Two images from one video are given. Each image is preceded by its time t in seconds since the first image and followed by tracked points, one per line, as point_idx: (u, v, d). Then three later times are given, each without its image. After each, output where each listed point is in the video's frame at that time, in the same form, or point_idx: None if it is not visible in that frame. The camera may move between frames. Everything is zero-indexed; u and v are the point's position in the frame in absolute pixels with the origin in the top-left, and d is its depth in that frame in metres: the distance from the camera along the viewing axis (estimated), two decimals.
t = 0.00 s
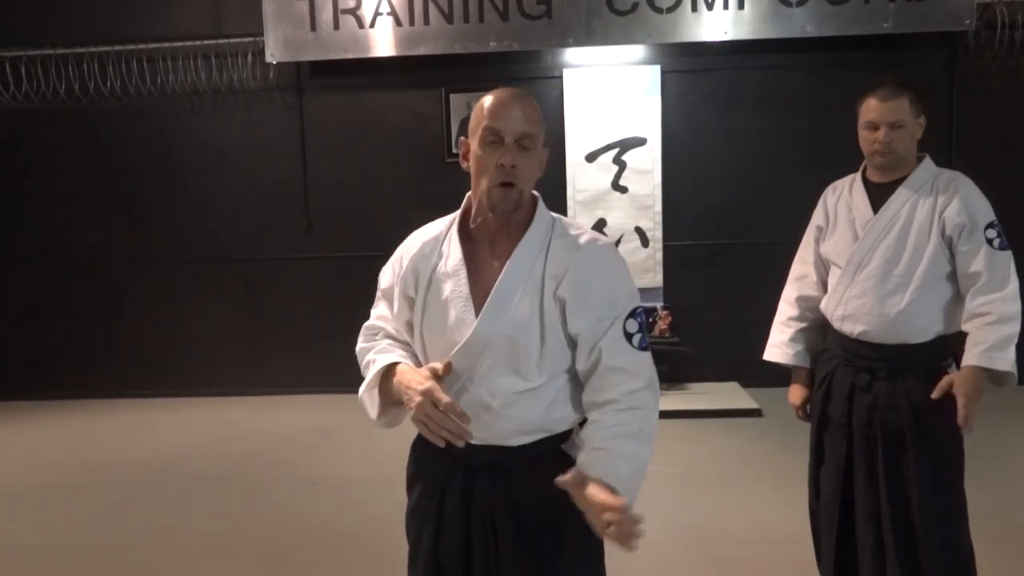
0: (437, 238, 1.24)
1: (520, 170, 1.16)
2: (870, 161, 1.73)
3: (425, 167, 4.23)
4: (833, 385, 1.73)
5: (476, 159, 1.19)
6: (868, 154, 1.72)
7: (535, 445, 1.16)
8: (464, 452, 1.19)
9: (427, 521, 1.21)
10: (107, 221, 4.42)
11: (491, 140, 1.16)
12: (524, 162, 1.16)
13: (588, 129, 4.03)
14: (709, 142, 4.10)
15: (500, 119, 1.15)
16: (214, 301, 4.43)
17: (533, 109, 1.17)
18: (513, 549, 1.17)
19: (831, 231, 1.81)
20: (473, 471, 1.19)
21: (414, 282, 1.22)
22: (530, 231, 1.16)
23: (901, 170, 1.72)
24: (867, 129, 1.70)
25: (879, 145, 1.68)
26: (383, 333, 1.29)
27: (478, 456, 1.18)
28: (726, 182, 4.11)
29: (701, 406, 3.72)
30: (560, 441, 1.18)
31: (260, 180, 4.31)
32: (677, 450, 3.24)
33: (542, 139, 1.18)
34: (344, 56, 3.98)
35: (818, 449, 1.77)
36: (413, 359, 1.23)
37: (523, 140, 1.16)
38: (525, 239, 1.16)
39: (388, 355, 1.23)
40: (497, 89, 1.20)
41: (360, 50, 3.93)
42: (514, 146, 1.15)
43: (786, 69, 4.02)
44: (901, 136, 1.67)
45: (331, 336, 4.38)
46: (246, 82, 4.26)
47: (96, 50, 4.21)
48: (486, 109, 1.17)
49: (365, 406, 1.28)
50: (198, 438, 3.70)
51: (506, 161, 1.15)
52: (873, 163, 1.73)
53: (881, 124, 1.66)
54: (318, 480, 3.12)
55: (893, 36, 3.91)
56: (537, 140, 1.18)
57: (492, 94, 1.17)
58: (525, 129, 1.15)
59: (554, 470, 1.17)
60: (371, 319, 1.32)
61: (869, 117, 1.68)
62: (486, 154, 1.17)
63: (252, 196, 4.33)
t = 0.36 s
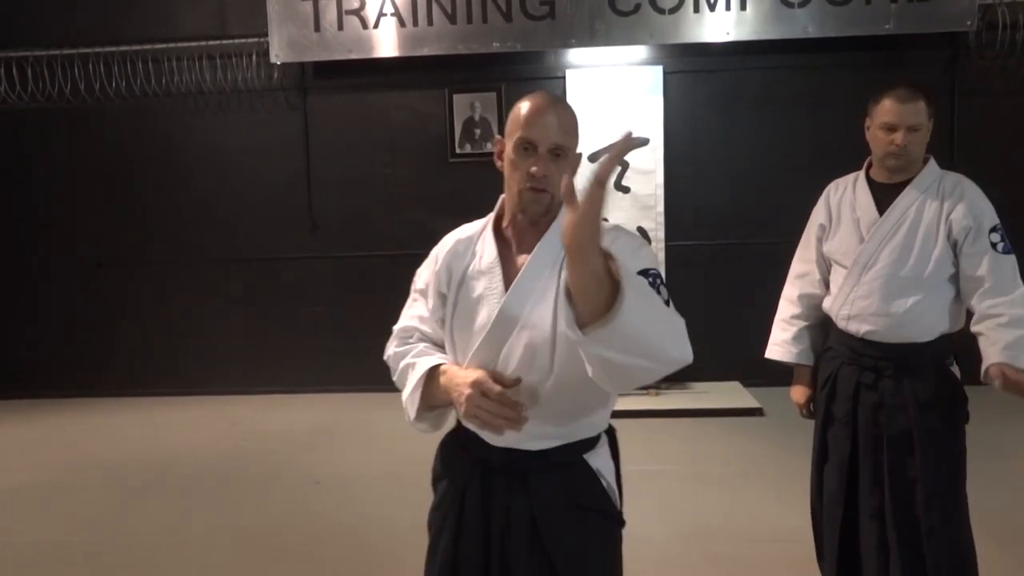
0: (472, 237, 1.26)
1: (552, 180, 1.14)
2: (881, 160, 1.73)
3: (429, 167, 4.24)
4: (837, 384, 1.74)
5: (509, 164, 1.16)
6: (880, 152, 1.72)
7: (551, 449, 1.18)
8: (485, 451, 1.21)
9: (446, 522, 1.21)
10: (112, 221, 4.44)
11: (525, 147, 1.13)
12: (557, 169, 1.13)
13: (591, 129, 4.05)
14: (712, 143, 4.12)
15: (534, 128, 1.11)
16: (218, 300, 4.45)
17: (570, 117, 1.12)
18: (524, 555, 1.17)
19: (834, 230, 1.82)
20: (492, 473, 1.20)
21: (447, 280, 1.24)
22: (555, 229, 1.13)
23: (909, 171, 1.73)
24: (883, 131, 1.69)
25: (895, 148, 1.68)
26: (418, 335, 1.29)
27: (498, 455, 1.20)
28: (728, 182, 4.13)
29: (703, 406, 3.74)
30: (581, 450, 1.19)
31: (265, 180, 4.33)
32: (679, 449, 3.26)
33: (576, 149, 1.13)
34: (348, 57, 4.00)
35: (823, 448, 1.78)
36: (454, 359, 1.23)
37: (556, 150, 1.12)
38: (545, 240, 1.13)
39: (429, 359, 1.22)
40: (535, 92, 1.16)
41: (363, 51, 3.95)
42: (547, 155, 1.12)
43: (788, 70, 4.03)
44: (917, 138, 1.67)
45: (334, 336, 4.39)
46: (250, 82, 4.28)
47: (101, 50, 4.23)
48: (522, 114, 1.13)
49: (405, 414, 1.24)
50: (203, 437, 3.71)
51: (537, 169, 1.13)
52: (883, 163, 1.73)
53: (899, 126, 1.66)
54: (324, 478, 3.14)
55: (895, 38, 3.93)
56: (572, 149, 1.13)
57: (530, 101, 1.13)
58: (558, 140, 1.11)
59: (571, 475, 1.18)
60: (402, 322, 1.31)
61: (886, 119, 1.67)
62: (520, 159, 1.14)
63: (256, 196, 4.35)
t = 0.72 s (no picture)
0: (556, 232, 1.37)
1: (584, 187, 1.20)
2: (895, 165, 1.74)
3: (432, 170, 4.27)
4: (840, 386, 1.76)
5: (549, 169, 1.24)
6: (894, 157, 1.73)
7: (597, 464, 1.23)
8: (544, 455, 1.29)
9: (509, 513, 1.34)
10: (118, 224, 4.47)
11: (559, 154, 1.21)
12: (591, 178, 1.20)
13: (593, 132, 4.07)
14: (714, 145, 4.14)
15: (569, 132, 1.19)
16: (223, 302, 4.47)
17: (612, 126, 1.18)
18: (562, 569, 1.24)
19: (842, 230, 1.83)
20: (550, 476, 1.28)
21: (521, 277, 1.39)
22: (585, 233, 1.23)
23: (920, 177, 1.74)
24: (899, 136, 1.70)
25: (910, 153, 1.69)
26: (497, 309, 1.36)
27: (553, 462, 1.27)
28: (730, 185, 4.15)
29: (706, 407, 3.75)
30: (630, 471, 1.23)
31: (269, 183, 4.36)
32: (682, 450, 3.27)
33: (613, 156, 1.19)
34: (352, 61, 4.02)
35: (825, 449, 1.80)
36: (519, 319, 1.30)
37: (590, 156, 1.18)
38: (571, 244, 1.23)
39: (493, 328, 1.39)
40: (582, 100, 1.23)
41: (368, 55, 3.98)
42: (579, 162, 1.19)
43: (789, 73, 4.05)
44: (931, 145, 1.68)
45: (339, 338, 4.42)
46: (255, 86, 4.30)
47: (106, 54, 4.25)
48: (561, 121, 1.21)
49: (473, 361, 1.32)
50: (208, 438, 3.73)
51: (566, 176, 1.21)
52: (896, 167, 1.74)
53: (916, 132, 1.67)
54: (330, 479, 3.16)
55: (896, 41, 3.94)
56: (609, 157, 1.19)
57: (570, 106, 1.21)
58: (594, 146, 1.18)
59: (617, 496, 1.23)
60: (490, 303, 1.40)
61: (903, 124, 1.67)
62: (555, 166, 1.22)
63: (261, 199, 4.37)
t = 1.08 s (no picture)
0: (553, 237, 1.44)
1: (587, 195, 1.21)
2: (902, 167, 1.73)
3: (439, 174, 4.28)
4: (848, 388, 1.77)
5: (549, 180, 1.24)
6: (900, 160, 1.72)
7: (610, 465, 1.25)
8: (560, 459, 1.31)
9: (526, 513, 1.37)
10: (126, 229, 4.49)
11: (558, 164, 1.21)
12: (593, 185, 1.21)
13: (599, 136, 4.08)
14: (720, 149, 4.14)
15: (565, 142, 1.19)
16: (230, 307, 4.49)
17: (609, 131, 1.19)
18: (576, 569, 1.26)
19: (850, 232, 1.83)
20: (566, 477, 1.30)
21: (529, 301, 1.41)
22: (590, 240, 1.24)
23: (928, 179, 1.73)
24: (904, 138, 1.68)
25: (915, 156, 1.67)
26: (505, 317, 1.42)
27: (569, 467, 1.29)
28: (737, 188, 4.15)
29: (713, 410, 3.75)
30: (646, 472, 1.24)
31: (277, 188, 4.37)
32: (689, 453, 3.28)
33: (612, 161, 1.19)
34: (359, 66, 4.04)
35: (834, 451, 1.80)
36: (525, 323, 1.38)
37: (590, 164, 1.19)
38: (580, 253, 1.24)
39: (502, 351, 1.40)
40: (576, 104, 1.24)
41: (374, 60, 3.99)
42: (579, 171, 1.20)
43: (795, 76, 4.05)
44: (936, 147, 1.66)
45: (346, 342, 4.43)
46: (262, 91, 4.32)
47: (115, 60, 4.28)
48: (557, 130, 1.21)
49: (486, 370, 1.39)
50: (216, 442, 3.74)
51: (568, 187, 1.21)
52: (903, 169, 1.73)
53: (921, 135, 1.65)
54: (337, 483, 3.17)
55: (903, 44, 3.94)
56: (608, 163, 1.20)
57: (566, 116, 1.21)
58: (592, 154, 1.18)
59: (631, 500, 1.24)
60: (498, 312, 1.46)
61: (909, 126, 1.66)
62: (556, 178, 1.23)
63: (268, 204, 4.39)
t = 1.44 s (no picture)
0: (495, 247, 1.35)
1: (560, 172, 1.21)
2: (900, 164, 1.71)
3: (442, 172, 4.29)
4: (849, 384, 1.77)
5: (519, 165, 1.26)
6: (898, 157, 1.71)
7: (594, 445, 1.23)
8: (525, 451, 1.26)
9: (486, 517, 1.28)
10: (131, 227, 4.51)
11: (534, 142, 1.23)
12: (564, 163, 1.22)
13: (602, 134, 4.09)
14: (724, 146, 4.14)
15: (542, 120, 1.22)
16: (235, 305, 4.50)
17: (580, 115, 1.23)
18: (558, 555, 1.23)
19: (851, 229, 1.84)
20: (532, 471, 1.25)
21: (473, 288, 1.36)
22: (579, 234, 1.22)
23: (927, 176, 1.73)
24: (903, 134, 1.68)
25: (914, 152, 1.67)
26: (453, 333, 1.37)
27: (535, 456, 1.25)
28: (741, 186, 4.15)
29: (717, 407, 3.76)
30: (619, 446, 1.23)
31: (281, 186, 4.39)
32: (693, 450, 3.28)
33: (585, 142, 1.23)
34: (363, 65, 4.05)
35: (836, 447, 1.80)
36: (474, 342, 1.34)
37: (565, 140, 1.21)
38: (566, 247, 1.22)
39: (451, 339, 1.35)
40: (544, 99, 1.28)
41: (378, 58, 4.00)
42: (554, 147, 1.21)
43: (798, 73, 4.05)
44: (935, 143, 1.66)
45: (350, 340, 4.44)
46: (267, 90, 4.34)
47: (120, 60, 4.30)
48: (530, 114, 1.24)
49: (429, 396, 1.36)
50: (221, 440, 3.76)
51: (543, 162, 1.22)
52: (901, 167, 1.72)
53: (921, 131, 1.65)
54: (341, 480, 3.18)
55: (906, 41, 3.94)
56: (581, 144, 1.23)
57: (540, 103, 1.24)
58: (567, 132, 1.22)
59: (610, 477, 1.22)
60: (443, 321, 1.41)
61: (907, 122, 1.66)
62: (528, 157, 1.24)
63: (273, 202, 4.40)
